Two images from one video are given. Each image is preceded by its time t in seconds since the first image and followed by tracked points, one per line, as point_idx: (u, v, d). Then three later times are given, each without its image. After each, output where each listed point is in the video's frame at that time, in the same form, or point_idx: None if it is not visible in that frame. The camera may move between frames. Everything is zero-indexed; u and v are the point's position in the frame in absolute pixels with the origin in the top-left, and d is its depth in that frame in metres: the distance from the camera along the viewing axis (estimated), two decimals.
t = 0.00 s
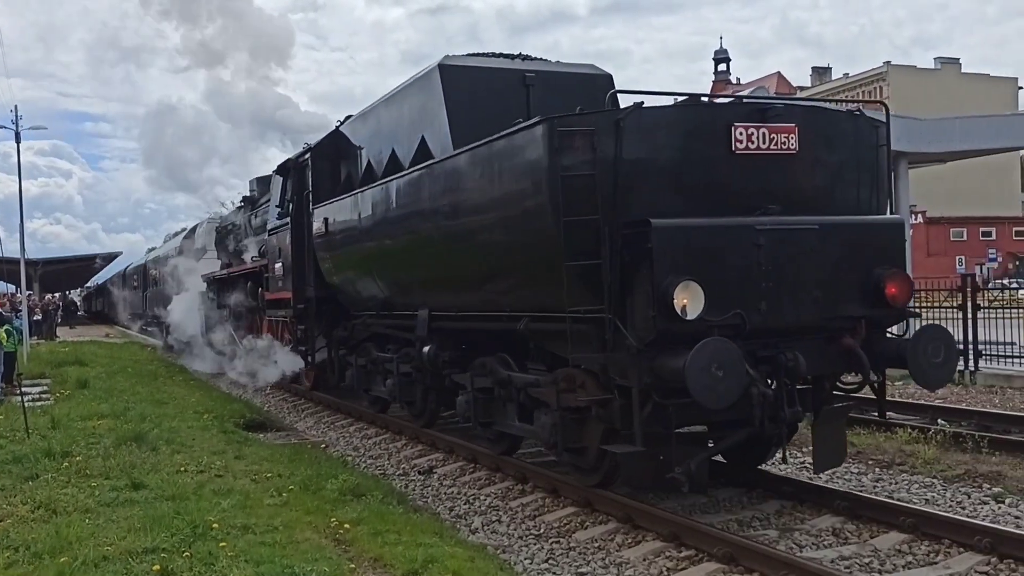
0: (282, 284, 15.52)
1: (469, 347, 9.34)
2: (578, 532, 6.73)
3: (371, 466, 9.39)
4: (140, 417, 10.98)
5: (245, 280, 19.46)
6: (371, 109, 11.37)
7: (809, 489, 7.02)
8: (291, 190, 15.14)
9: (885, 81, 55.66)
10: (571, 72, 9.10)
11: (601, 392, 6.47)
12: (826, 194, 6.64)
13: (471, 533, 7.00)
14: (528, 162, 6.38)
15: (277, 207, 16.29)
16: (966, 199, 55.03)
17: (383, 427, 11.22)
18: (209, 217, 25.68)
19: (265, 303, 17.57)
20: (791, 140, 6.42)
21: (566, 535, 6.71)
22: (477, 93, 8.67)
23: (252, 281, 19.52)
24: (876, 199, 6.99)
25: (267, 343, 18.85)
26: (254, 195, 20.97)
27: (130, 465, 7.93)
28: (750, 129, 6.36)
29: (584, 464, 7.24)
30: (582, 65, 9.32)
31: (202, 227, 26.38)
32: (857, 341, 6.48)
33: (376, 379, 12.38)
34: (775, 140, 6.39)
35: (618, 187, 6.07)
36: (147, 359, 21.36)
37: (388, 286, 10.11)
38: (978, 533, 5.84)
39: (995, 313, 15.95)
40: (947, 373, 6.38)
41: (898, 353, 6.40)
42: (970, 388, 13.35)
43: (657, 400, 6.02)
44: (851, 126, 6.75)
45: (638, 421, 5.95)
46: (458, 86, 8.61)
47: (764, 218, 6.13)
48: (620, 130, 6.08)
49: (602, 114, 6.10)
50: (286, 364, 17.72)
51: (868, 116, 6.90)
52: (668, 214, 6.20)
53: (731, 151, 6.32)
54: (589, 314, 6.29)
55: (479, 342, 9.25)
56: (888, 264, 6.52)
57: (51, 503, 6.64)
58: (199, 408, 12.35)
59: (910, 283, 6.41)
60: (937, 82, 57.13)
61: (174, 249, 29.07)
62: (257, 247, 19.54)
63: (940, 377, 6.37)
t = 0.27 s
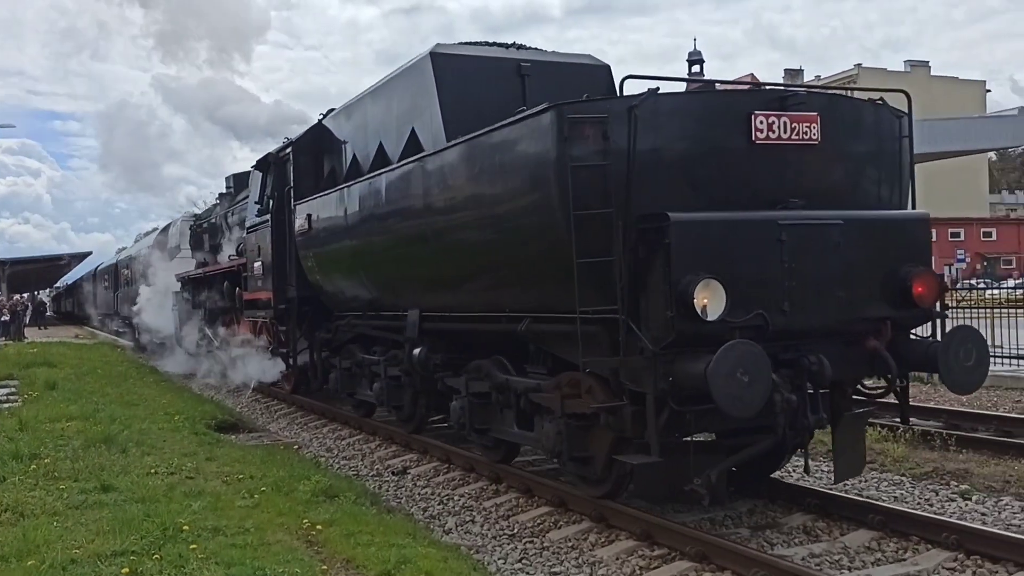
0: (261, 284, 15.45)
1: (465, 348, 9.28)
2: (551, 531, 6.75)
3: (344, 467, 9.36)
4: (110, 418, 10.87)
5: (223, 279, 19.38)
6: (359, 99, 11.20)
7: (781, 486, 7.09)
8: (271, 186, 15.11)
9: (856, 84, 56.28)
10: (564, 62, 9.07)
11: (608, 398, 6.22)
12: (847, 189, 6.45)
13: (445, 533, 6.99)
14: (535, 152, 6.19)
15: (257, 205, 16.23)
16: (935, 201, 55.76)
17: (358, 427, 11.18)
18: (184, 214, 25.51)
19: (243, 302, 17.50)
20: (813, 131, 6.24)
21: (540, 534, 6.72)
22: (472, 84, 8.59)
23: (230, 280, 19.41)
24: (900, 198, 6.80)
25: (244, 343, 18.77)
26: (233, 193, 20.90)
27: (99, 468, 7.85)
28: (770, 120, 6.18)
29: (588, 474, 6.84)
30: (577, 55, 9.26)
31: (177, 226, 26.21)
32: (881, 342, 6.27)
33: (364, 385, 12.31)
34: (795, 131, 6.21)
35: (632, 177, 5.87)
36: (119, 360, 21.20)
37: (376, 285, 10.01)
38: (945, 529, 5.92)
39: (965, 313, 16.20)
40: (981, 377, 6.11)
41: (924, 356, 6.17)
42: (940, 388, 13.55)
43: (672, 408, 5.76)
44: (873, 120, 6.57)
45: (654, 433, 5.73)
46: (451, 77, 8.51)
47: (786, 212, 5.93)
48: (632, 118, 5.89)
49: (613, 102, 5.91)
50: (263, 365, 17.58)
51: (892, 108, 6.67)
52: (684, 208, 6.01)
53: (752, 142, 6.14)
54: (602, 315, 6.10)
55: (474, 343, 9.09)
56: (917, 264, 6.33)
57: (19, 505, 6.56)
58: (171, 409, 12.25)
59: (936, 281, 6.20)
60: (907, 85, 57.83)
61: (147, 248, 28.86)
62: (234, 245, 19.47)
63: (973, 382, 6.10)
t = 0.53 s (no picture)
0: (231, 282, 15.39)
1: (449, 347, 9.24)
2: (516, 531, 6.76)
3: (308, 468, 9.30)
4: (68, 420, 10.73)
5: (191, 278, 19.25)
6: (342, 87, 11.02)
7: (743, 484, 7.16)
8: (242, 179, 15.12)
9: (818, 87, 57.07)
10: (553, 51, 9.05)
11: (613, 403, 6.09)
12: (861, 184, 6.45)
13: (410, 534, 6.98)
14: (538, 139, 6.13)
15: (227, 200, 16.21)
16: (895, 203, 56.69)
17: (322, 429, 11.13)
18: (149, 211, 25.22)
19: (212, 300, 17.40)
20: (832, 120, 6.21)
21: (505, 535, 6.74)
22: (460, 73, 8.56)
23: (197, 279, 19.21)
24: (910, 192, 6.87)
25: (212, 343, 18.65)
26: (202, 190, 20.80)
27: (57, 471, 7.72)
28: (791, 110, 6.11)
29: (591, 486, 6.67)
30: (566, 43, 9.22)
31: (141, 225, 25.98)
32: (903, 345, 6.36)
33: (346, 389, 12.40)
34: (814, 121, 6.17)
35: (644, 169, 5.75)
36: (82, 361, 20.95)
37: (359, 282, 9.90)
38: (905, 527, 5.99)
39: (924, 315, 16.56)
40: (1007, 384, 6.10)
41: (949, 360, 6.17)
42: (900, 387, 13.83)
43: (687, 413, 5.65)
44: (890, 113, 6.58)
45: (668, 441, 5.65)
46: (439, 66, 8.46)
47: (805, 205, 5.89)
48: (644, 102, 5.78)
49: (623, 85, 5.81)
50: (229, 367, 17.38)
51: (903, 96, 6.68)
52: (697, 200, 5.91)
53: (769, 131, 6.07)
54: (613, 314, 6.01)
55: (465, 345, 8.96)
56: (936, 262, 6.35)
57: None
58: (131, 411, 12.11)
59: (960, 281, 6.25)
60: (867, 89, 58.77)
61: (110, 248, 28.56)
62: (203, 242, 19.37)
63: (1000, 388, 6.09)
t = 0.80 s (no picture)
0: (195, 282, 15.33)
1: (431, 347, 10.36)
2: (475, 532, 6.77)
3: (265, 470, 9.21)
4: (16, 423, 10.49)
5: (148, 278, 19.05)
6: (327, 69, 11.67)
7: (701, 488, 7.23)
8: (208, 173, 15.19)
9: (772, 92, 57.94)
10: (535, 38, 10.32)
11: (618, 412, 7.44)
12: (876, 178, 7.77)
13: (367, 536, 6.95)
14: (545, 120, 7.27)
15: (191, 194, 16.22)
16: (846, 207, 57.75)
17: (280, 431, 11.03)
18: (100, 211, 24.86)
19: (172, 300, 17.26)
20: (853, 109, 7.51)
21: (463, 535, 6.75)
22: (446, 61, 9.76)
23: (155, 279, 19.01)
24: (926, 187, 8.21)
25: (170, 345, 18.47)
26: (159, 189, 20.62)
27: (6, 475, 7.57)
28: (806, 100, 7.38)
29: (590, 497, 7.88)
30: (544, 31, 10.48)
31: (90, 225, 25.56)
32: (927, 345, 7.72)
33: (317, 394, 12.67)
34: (832, 113, 7.48)
35: (655, 150, 6.89)
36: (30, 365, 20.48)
37: (355, 267, 10.42)
38: (856, 522, 6.88)
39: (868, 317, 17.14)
40: None
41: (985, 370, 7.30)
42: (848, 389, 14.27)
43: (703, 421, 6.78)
44: (900, 106, 7.86)
45: (684, 451, 6.88)
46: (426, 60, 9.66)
47: (827, 201, 7.12)
48: (656, 84, 6.92)
49: (639, 71, 6.92)
50: (187, 371, 17.20)
51: (918, 84, 7.98)
52: (702, 188, 7.06)
53: (786, 118, 7.32)
54: (624, 312, 7.10)
55: (445, 348, 10.28)
56: (960, 261, 7.69)
57: None
58: (82, 414, 11.88)
59: (983, 283, 7.54)
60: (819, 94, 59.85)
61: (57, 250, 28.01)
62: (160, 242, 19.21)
63: None
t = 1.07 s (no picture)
0: (150, 282, 14.44)
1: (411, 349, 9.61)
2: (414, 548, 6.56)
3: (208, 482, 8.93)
4: None
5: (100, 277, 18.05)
6: (294, 54, 10.84)
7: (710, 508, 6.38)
8: (163, 167, 14.28)
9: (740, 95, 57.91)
10: (522, 28, 9.58)
11: (622, 420, 6.65)
12: (892, 172, 7.07)
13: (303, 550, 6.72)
14: (548, 105, 6.52)
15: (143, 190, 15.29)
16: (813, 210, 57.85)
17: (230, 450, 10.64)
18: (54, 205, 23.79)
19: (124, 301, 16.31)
20: (870, 96, 6.79)
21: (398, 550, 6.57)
22: (424, 47, 9.01)
23: (107, 279, 18.02)
24: (941, 184, 7.56)
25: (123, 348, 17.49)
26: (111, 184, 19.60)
27: None
28: (829, 85, 6.67)
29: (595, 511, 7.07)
30: (532, 22, 9.75)
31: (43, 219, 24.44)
32: (948, 349, 7.04)
33: (283, 400, 11.86)
34: (853, 100, 6.75)
35: (668, 140, 6.20)
36: None
37: (326, 264, 9.64)
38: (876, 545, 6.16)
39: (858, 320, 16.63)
40: None
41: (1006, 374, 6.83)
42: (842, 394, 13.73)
43: (722, 430, 6.05)
44: (919, 92, 7.21)
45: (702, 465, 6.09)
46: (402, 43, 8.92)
47: (849, 194, 6.39)
48: (670, 66, 6.23)
49: (649, 50, 6.25)
50: (140, 375, 16.26)
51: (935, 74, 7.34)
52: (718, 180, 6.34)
53: (808, 105, 6.61)
54: (636, 311, 6.37)
55: (427, 348, 9.47)
56: (983, 259, 7.00)
57: None
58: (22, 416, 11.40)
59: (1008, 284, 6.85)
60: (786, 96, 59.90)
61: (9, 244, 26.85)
62: (112, 240, 18.20)
63: None
